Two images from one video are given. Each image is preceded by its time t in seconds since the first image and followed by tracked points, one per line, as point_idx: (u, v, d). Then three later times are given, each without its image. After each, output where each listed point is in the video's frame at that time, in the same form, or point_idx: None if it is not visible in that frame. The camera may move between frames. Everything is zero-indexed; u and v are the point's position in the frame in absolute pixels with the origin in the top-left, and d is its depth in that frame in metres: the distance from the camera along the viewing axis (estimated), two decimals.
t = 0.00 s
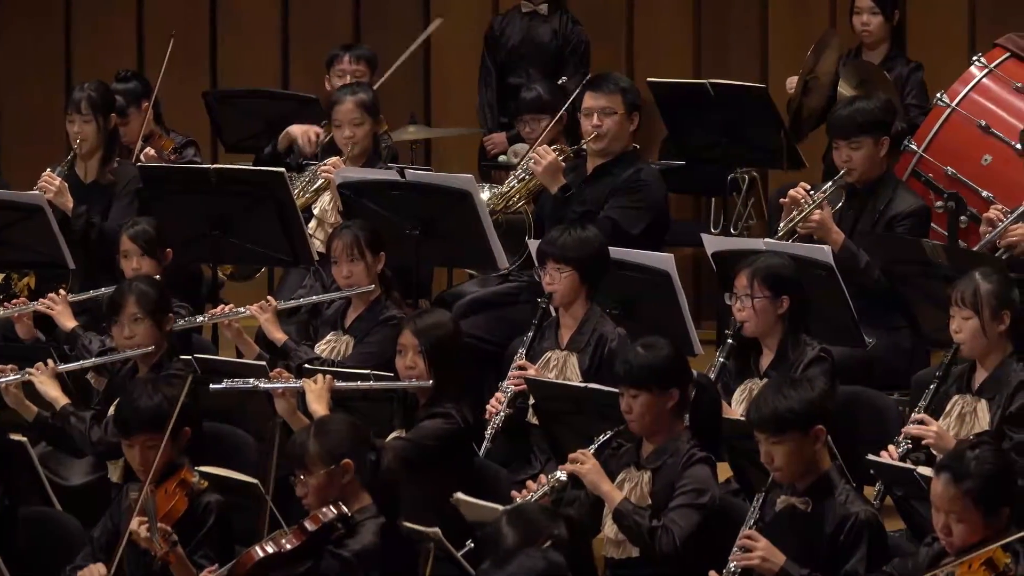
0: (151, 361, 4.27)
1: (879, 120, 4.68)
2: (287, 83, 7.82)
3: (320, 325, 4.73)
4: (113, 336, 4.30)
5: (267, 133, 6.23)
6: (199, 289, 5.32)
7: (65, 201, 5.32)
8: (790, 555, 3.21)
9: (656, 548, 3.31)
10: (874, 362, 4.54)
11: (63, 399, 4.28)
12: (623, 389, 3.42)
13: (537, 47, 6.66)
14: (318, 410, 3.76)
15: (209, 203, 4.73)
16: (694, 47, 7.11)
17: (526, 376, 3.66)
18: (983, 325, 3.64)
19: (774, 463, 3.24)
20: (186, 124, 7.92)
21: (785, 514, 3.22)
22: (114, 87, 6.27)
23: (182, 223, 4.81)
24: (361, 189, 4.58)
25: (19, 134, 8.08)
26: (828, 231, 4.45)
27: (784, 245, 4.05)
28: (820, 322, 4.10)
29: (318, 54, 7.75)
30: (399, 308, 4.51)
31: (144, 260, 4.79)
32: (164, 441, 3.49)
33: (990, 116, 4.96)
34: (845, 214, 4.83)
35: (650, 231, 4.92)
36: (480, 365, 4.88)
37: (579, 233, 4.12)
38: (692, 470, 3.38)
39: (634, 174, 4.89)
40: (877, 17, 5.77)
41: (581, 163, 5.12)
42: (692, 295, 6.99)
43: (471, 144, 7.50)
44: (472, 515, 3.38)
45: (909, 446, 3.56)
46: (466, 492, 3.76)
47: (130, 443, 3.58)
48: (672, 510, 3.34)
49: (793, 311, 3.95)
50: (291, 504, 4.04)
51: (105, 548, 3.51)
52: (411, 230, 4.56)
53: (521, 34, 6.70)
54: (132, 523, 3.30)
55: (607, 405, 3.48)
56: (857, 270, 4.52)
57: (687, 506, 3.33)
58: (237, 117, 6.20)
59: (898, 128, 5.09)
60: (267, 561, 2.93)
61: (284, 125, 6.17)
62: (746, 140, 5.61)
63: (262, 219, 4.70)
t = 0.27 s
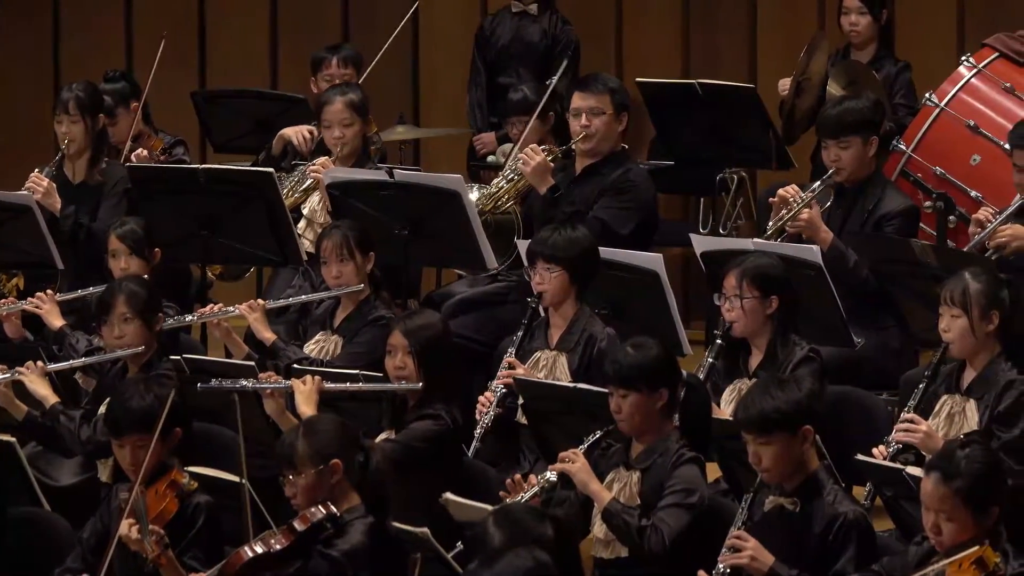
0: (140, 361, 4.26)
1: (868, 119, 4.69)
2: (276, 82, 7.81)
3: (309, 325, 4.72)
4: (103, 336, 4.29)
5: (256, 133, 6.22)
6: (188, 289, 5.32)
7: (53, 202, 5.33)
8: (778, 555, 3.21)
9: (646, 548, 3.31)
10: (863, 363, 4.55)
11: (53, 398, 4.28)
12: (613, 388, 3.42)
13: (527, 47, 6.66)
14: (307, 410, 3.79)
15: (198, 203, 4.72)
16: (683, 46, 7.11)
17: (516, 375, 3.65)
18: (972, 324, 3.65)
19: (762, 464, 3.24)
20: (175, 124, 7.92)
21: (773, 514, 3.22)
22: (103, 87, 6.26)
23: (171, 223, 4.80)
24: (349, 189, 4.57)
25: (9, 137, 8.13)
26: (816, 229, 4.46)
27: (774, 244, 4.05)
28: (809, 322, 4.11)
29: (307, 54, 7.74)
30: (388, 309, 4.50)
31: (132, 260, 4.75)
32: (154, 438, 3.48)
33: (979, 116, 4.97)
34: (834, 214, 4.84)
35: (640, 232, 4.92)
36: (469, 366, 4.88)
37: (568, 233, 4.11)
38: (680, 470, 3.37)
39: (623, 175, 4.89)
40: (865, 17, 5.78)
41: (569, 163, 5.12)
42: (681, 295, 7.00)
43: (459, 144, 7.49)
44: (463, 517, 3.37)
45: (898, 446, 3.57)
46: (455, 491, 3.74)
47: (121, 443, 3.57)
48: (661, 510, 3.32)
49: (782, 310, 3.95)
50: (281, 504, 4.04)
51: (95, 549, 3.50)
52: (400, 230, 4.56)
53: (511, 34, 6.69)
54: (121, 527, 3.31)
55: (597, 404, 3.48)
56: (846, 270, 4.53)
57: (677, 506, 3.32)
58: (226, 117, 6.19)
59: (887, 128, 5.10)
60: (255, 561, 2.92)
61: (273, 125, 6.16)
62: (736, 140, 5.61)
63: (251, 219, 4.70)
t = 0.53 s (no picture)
0: (132, 362, 4.25)
1: (859, 119, 4.70)
2: (266, 83, 7.81)
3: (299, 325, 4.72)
4: (94, 337, 4.28)
5: (246, 133, 6.22)
6: (178, 289, 5.31)
7: (42, 202, 5.32)
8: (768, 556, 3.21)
9: (636, 549, 3.30)
10: (853, 362, 4.56)
11: (45, 398, 4.26)
12: (603, 389, 3.42)
13: (517, 47, 6.65)
14: (295, 412, 3.84)
15: (188, 204, 4.72)
16: (673, 46, 7.12)
17: (506, 376, 3.65)
18: (962, 323, 3.65)
19: (751, 464, 3.24)
20: (165, 124, 7.91)
21: (763, 514, 3.21)
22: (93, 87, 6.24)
23: (161, 223, 4.80)
24: (339, 189, 4.57)
25: None
26: (807, 228, 4.50)
27: (763, 244, 4.05)
28: (799, 322, 4.11)
29: (298, 55, 7.73)
30: (378, 308, 4.50)
31: (122, 260, 4.76)
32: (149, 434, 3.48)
33: (969, 116, 4.97)
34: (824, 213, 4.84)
35: (629, 233, 4.93)
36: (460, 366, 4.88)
37: (558, 233, 4.11)
38: (671, 471, 3.37)
39: (613, 175, 4.90)
40: (854, 15, 5.76)
41: (559, 163, 5.12)
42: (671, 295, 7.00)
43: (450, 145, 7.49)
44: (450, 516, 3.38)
45: (888, 444, 3.54)
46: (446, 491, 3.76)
47: (117, 441, 3.57)
48: (652, 512, 3.32)
49: (772, 311, 3.96)
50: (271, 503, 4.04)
51: (87, 549, 3.53)
52: (390, 230, 4.56)
53: (502, 34, 6.69)
54: (113, 528, 3.32)
55: (587, 405, 3.48)
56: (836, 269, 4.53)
57: (668, 508, 3.32)
58: (216, 117, 6.18)
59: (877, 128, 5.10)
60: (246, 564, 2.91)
61: (263, 125, 6.16)
62: (727, 140, 5.62)
63: (241, 219, 4.69)
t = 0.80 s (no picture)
0: (122, 363, 4.24)
1: (848, 118, 4.70)
2: (255, 82, 7.79)
3: (289, 325, 4.72)
4: (85, 338, 4.27)
5: (235, 134, 6.21)
6: (167, 290, 5.30)
7: (31, 202, 5.30)
8: (758, 556, 3.20)
9: (627, 550, 3.30)
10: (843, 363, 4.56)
11: (36, 400, 4.33)
12: (593, 390, 3.42)
13: (507, 48, 6.65)
14: (282, 413, 3.82)
15: (176, 205, 4.72)
16: (663, 47, 7.11)
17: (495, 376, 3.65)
18: (951, 324, 3.65)
19: (741, 462, 3.26)
20: (154, 123, 7.89)
21: (752, 515, 3.21)
22: (82, 87, 6.23)
23: (151, 224, 4.79)
24: (328, 189, 4.56)
25: None
26: (798, 228, 4.50)
27: (750, 244, 4.05)
28: (789, 322, 4.10)
29: (287, 55, 7.73)
30: (367, 309, 4.50)
31: (112, 261, 4.67)
32: (143, 430, 3.49)
33: (958, 116, 4.98)
34: (813, 213, 4.84)
35: (613, 235, 4.95)
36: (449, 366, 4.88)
37: (548, 233, 4.11)
38: (661, 471, 3.37)
39: (598, 176, 4.93)
40: (844, 18, 5.76)
41: (546, 164, 5.13)
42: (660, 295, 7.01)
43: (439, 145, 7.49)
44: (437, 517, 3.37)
45: (879, 445, 3.52)
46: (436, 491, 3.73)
47: (113, 438, 3.59)
48: (644, 513, 3.32)
49: (761, 311, 3.96)
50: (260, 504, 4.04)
51: (79, 548, 3.52)
52: (379, 230, 4.56)
53: (492, 35, 6.69)
54: (99, 525, 3.31)
55: (577, 406, 3.48)
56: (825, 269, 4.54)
57: (658, 508, 3.32)
58: (205, 117, 6.17)
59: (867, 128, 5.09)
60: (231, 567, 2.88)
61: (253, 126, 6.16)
62: (716, 141, 5.62)
63: (230, 220, 4.69)
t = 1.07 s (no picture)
0: (111, 363, 4.23)
1: (837, 119, 4.72)
2: (243, 82, 7.79)
3: (278, 324, 4.71)
4: (74, 337, 4.26)
5: (223, 134, 6.20)
6: (155, 290, 5.29)
7: (20, 202, 5.28)
8: (746, 554, 3.21)
9: (612, 548, 3.30)
10: (832, 363, 4.57)
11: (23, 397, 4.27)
12: (584, 389, 3.42)
13: (496, 48, 6.65)
14: (272, 398, 3.88)
15: (164, 205, 4.71)
16: (652, 46, 7.12)
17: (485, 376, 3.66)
18: (939, 325, 3.66)
19: (731, 463, 3.24)
20: (142, 123, 7.89)
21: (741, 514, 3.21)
22: (71, 87, 6.22)
23: (140, 223, 4.79)
24: (317, 190, 4.56)
25: None
26: (785, 229, 4.51)
27: (744, 245, 4.04)
28: (778, 321, 4.09)
29: (275, 56, 7.73)
30: (356, 309, 4.49)
31: (101, 259, 4.71)
32: (139, 430, 3.49)
33: (947, 116, 4.99)
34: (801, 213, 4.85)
35: (597, 234, 4.92)
36: (438, 367, 4.88)
37: (538, 232, 4.11)
38: (650, 471, 3.37)
39: (579, 178, 4.90)
40: (832, 13, 5.73)
41: (527, 164, 5.06)
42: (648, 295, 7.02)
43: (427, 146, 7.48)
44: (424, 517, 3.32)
45: (866, 446, 3.56)
46: (425, 491, 3.74)
47: (110, 435, 3.55)
48: (630, 511, 3.33)
49: (749, 311, 3.97)
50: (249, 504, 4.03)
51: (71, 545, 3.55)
52: (369, 230, 4.56)
53: (480, 35, 6.69)
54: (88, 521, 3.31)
55: (565, 406, 3.48)
56: (814, 269, 4.55)
57: (644, 507, 3.33)
58: (194, 117, 6.17)
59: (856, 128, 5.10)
60: None
61: (242, 126, 6.15)
62: (704, 141, 5.62)
63: (219, 220, 4.68)
